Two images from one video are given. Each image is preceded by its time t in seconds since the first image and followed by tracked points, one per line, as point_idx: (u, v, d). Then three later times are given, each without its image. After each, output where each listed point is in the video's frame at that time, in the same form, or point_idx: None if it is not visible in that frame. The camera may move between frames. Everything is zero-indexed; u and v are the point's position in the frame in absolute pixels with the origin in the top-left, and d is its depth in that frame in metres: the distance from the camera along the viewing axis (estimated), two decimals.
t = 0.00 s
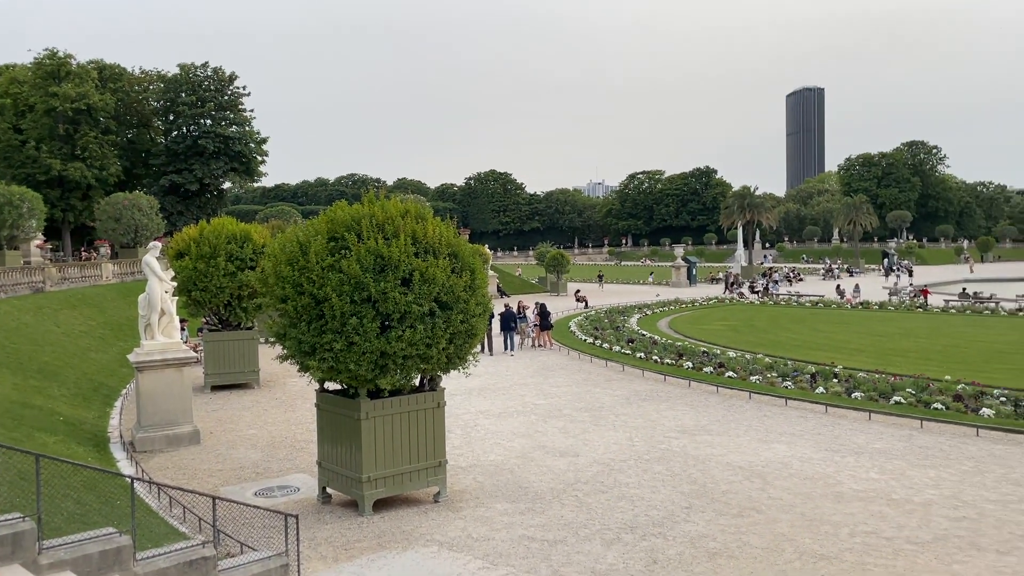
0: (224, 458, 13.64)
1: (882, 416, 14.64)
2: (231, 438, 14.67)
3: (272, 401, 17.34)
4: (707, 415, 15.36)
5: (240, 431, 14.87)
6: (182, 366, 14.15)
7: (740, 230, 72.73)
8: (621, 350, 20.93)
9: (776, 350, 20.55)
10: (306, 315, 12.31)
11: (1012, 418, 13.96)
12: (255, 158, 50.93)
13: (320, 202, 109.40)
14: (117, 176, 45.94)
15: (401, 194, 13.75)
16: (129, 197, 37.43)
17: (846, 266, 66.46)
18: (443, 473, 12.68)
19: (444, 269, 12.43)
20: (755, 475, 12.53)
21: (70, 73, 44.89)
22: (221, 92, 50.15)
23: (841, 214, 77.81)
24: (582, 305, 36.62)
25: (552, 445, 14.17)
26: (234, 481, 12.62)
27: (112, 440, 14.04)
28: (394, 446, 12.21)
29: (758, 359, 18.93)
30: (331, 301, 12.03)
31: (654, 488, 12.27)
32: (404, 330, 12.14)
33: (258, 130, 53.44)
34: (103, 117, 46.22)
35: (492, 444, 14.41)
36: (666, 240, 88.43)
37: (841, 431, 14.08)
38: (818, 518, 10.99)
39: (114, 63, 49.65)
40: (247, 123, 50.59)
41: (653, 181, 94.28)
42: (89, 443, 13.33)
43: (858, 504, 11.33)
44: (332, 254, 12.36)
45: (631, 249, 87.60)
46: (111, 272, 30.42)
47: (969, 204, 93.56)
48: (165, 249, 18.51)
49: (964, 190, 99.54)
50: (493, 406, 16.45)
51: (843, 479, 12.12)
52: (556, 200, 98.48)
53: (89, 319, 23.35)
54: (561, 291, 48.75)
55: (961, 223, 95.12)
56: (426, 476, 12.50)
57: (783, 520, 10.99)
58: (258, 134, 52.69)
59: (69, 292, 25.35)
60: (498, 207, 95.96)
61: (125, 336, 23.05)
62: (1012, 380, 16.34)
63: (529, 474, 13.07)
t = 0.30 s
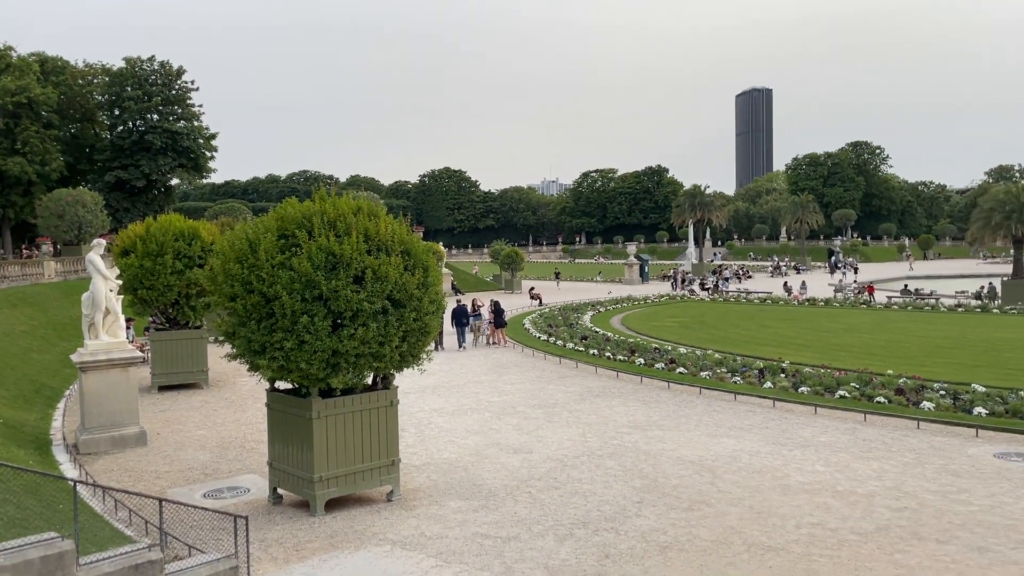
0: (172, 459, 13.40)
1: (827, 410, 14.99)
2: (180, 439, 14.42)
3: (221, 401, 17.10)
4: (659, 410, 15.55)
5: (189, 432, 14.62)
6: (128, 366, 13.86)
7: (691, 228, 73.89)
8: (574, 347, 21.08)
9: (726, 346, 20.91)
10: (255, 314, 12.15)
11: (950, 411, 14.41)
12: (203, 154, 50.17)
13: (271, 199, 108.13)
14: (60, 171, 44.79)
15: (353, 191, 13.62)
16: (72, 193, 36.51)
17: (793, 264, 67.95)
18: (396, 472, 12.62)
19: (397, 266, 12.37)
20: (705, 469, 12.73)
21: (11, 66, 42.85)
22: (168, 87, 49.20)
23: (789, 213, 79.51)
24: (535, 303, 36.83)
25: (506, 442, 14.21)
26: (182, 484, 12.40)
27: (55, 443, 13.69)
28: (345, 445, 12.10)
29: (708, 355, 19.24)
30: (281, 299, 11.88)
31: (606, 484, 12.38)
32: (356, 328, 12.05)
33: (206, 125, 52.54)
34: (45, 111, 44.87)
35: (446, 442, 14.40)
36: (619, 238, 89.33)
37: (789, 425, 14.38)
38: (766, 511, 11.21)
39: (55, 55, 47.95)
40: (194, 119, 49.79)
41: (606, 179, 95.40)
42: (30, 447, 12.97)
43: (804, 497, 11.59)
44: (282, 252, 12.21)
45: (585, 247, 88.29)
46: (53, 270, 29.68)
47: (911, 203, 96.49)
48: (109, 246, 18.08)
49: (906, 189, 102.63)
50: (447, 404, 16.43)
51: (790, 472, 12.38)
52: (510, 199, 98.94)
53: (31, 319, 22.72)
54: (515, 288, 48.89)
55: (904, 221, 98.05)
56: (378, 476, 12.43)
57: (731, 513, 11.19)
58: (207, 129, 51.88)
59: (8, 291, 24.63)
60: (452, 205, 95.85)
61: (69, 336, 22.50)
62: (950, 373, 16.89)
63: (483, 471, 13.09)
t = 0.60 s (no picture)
0: (116, 462, 13.08)
1: (774, 405, 15.27)
2: (123, 442, 14.08)
3: (167, 402, 16.75)
4: (611, 407, 15.67)
5: (133, 434, 14.28)
6: (69, 368, 13.49)
7: (642, 227, 74.74)
8: (528, 345, 21.14)
9: (677, 342, 21.18)
10: (201, 313, 11.92)
11: (892, 405, 14.82)
12: (149, 150, 48.86)
13: (219, 196, 106.34)
14: None
15: (302, 189, 13.43)
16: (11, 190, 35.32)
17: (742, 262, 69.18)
18: (348, 472, 12.49)
19: (347, 264, 12.23)
20: (655, 465, 12.85)
21: None
22: (112, 81, 47.99)
23: (737, 212, 80.90)
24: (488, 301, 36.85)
25: (459, 441, 14.17)
26: (126, 487, 12.10)
27: None
28: (295, 446, 11.94)
29: (659, 352, 19.46)
30: (228, 298, 11.66)
31: (558, 481, 12.42)
32: (305, 327, 11.90)
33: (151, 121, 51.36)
34: None
35: (398, 441, 14.30)
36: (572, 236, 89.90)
37: (737, 420, 14.61)
38: (715, 505, 11.37)
39: None
40: (140, 114, 48.44)
41: (558, 178, 96.01)
42: None
43: (752, 491, 11.77)
44: (229, 250, 11.98)
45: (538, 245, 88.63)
46: None
47: (855, 202, 99.10)
48: (49, 244, 17.56)
49: (849, 189, 105.40)
50: (399, 403, 16.33)
51: (739, 467, 12.57)
52: (463, 197, 98.97)
53: None
54: (468, 287, 48.86)
55: (848, 220, 100.69)
56: (329, 476, 12.29)
57: (681, 508, 11.33)
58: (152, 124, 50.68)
59: None
60: (405, 203, 95.36)
61: (7, 337, 21.81)
62: (892, 368, 17.36)
63: (435, 470, 13.04)
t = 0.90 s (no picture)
0: (56, 467, 12.73)
1: (722, 401, 15.54)
2: (64, 446, 13.71)
3: (110, 404, 16.35)
4: (563, 405, 15.76)
5: (75, 438, 13.91)
6: (6, 370, 13.09)
7: (593, 227, 75.42)
8: (480, 344, 21.15)
9: (628, 340, 21.42)
10: (145, 313, 11.66)
11: (836, 400, 15.20)
12: (91, 146, 47.06)
13: (164, 194, 104.08)
14: None
15: (250, 186, 13.22)
16: None
17: (691, 261, 70.15)
18: (297, 473, 12.34)
19: (296, 263, 12.08)
20: (606, 461, 12.97)
21: None
22: (52, 75, 46.76)
23: (686, 211, 82.11)
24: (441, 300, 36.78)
25: (410, 441, 14.11)
26: (67, 492, 11.78)
27: None
28: (243, 447, 11.76)
29: (611, 350, 19.66)
30: (173, 298, 11.42)
31: (510, 479, 12.45)
32: (253, 327, 11.73)
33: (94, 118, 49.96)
34: None
35: (349, 441, 14.18)
36: (524, 236, 90.17)
37: (686, 417, 14.82)
38: (665, 501, 11.52)
39: None
40: (81, 109, 46.99)
41: (511, 177, 96.40)
42: None
43: (700, 486, 11.95)
44: (174, 249, 11.74)
45: (491, 244, 88.71)
46: None
47: (800, 202, 101.39)
48: None
49: (795, 189, 107.83)
50: (350, 403, 16.20)
51: (688, 462, 12.75)
52: (415, 195, 98.73)
53: None
54: (420, 286, 48.69)
55: (793, 220, 102.95)
56: (278, 477, 12.13)
57: (631, 504, 11.45)
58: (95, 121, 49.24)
59: None
60: (356, 201, 94.50)
61: None
62: (836, 364, 17.81)
63: (387, 470, 12.96)
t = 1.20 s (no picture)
0: None
1: (672, 399, 15.73)
2: None
3: (49, 408, 15.87)
4: (514, 404, 15.77)
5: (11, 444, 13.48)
6: None
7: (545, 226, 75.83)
8: (432, 344, 21.06)
9: (579, 339, 21.55)
10: (85, 314, 11.33)
11: (781, 397, 15.49)
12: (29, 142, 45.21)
13: (106, 192, 101.41)
14: None
15: (194, 184, 12.93)
16: None
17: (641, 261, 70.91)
18: (244, 476, 12.12)
19: (242, 263, 11.89)
20: (557, 460, 13.01)
21: None
22: None
23: (637, 211, 83.00)
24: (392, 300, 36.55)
25: (360, 442, 13.98)
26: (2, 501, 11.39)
27: None
28: (188, 450, 11.52)
29: (562, 349, 19.75)
30: (114, 297, 11.12)
31: (461, 479, 12.42)
32: (198, 327, 11.50)
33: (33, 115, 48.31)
34: None
35: (297, 443, 14.00)
36: (476, 236, 90.14)
37: (636, 415, 14.96)
38: (615, 498, 11.60)
39: None
40: (18, 104, 45.23)
41: (463, 176, 96.51)
42: None
43: (650, 483, 12.07)
44: (115, 248, 11.44)
45: (442, 243, 88.52)
46: None
47: (747, 202, 103.35)
48: None
49: (742, 190, 109.90)
50: (299, 405, 15.99)
51: (638, 460, 12.87)
52: (366, 194, 98.09)
53: None
54: (372, 286, 48.36)
55: (741, 220, 104.89)
56: (224, 481, 11.90)
57: (582, 502, 11.51)
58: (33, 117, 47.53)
59: None
60: (306, 200, 93.36)
61: None
62: (781, 362, 18.15)
63: (336, 472, 12.83)
